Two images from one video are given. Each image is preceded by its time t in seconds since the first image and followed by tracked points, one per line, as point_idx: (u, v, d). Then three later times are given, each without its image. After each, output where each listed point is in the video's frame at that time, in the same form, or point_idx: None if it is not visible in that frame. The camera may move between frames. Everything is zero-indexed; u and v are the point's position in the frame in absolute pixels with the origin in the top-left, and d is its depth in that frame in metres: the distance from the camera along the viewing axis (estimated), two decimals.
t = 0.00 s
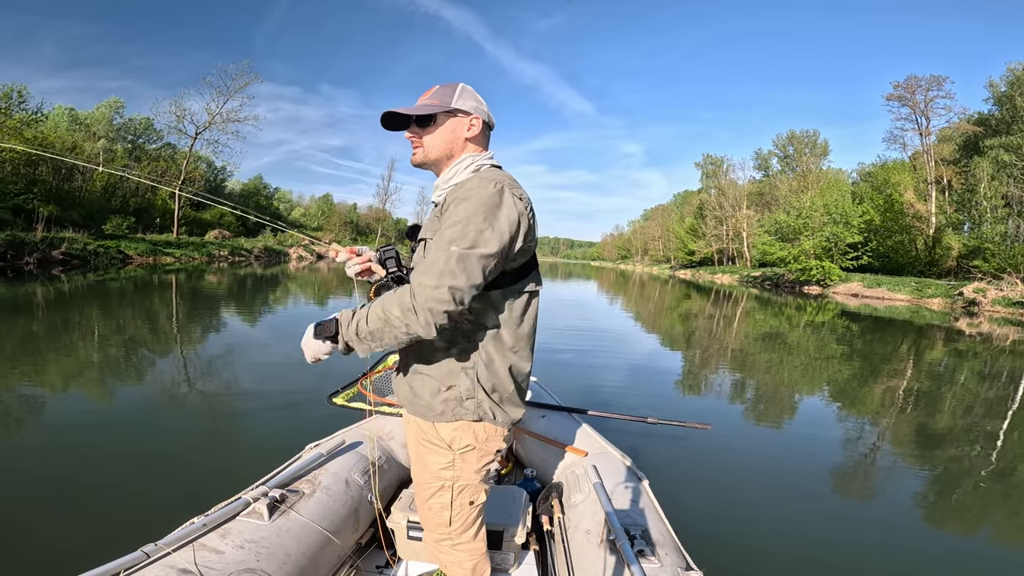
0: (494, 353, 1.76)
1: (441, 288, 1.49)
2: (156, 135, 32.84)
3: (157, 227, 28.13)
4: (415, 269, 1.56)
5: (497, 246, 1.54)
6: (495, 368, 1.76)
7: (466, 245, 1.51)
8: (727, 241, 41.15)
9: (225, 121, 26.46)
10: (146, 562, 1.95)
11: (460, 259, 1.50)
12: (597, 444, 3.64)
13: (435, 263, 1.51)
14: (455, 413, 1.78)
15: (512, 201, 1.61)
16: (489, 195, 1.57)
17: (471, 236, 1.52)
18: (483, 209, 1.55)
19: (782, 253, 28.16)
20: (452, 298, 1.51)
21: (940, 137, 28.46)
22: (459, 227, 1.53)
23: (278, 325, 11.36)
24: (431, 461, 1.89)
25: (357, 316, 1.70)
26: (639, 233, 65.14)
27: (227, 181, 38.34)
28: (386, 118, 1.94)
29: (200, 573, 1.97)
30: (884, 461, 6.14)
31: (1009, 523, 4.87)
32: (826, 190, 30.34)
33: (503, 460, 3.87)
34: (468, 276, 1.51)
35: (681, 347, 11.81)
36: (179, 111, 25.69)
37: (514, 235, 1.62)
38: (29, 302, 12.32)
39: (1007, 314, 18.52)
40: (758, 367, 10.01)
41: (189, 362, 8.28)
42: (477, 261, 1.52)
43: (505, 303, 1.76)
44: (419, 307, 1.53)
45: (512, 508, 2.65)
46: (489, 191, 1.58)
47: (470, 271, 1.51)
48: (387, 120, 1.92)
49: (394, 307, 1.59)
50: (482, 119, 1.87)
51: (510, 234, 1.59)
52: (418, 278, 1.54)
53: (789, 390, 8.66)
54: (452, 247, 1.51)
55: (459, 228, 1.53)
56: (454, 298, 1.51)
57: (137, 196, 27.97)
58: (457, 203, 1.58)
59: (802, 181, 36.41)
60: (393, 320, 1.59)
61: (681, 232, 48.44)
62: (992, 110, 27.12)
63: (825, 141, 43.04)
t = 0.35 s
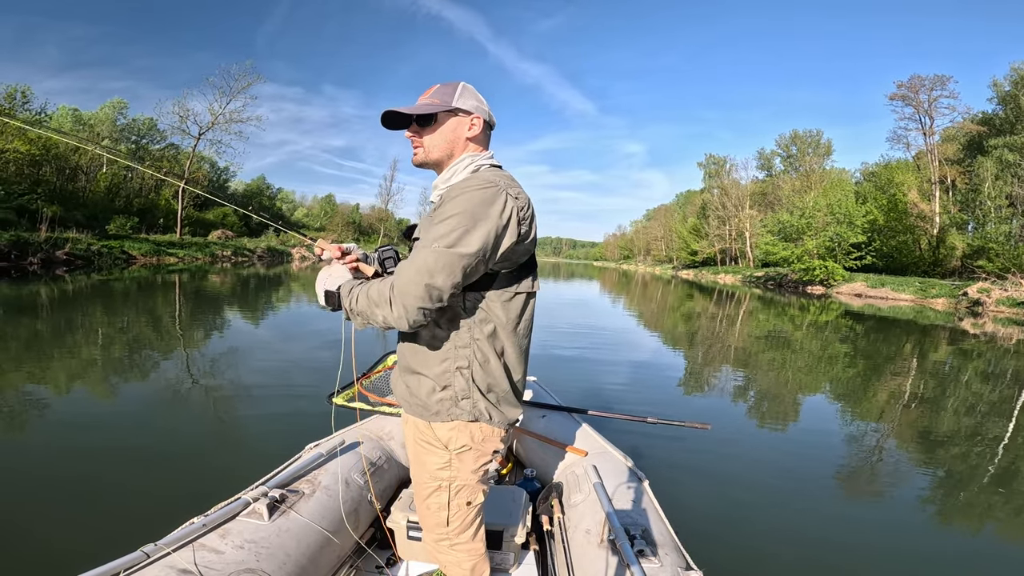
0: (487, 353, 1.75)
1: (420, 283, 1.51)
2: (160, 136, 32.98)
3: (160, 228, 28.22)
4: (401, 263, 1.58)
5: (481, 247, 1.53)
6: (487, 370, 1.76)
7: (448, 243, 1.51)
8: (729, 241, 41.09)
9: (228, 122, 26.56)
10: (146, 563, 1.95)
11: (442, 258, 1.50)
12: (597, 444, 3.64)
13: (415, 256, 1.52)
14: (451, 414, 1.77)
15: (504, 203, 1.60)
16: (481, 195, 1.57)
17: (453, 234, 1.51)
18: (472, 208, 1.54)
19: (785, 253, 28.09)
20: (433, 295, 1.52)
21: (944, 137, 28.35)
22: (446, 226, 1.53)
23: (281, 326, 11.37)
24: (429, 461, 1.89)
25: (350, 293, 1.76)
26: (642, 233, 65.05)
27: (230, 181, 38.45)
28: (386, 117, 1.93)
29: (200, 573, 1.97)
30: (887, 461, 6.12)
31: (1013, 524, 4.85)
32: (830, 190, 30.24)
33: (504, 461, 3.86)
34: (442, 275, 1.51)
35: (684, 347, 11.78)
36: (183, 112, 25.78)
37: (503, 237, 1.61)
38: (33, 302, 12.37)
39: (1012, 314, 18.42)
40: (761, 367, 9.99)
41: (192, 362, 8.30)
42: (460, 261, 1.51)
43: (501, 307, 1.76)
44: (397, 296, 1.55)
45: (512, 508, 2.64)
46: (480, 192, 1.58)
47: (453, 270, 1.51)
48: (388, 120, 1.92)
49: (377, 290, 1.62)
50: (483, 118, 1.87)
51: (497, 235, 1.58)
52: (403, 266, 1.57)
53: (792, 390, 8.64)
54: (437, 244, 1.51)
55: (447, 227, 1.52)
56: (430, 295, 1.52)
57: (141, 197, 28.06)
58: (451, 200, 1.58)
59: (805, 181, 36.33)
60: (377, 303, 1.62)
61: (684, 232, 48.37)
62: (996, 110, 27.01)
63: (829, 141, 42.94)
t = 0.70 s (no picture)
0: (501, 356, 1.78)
1: (511, 303, 1.53)
2: (161, 135, 33.02)
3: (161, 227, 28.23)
4: (479, 303, 1.53)
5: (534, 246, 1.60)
6: (508, 375, 1.80)
7: (515, 258, 1.54)
8: (730, 242, 41.09)
9: (229, 121, 26.59)
10: (145, 562, 1.95)
11: (513, 273, 1.53)
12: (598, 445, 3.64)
13: (498, 285, 1.52)
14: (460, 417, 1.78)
15: (524, 198, 1.66)
16: (508, 200, 1.60)
17: (513, 247, 1.54)
18: (509, 216, 1.57)
19: (786, 254, 28.07)
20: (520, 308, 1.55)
21: (945, 138, 28.32)
22: (498, 242, 1.54)
23: (281, 325, 11.39)
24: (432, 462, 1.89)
25: (454, 395, 1.56)
26: (642, 234, 65.03)
27: (231, 181, 38.46)
28: (385, 113, 1.93)
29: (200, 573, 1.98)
30: (888, 462, 6.11)
31: (1014, 526, 4.84)
32: (831, 191, 30.21)
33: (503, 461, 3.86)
34: (521, 285, 1.54)
35: (684, 347, 11.79)
36: (184, 111, 25.82)
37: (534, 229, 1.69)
38: (34, 301, 12.38)
39: (1013, 315, 18.36)
40: (761, 368, 9.99)
41: (193, 362, 8.28)
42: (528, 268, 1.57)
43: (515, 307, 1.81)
44: (507, 333, 1.53)
45: (512, 508, 2.64)
46: (506, 196, 1.61)
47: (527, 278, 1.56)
48: (387, 116, 1.92)
49: (476, 354, 1.53)
50: (483, 116, 1.87)
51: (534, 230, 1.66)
52: (484, 309, 1.53)
53: (792, 391, 8.64)
54: (502, 262, 1.53)
55: (499, 242, 1.54)
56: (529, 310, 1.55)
57: (142, 196, 28.07)
58: (483, 214, 1.59)
59: (806, 182, 36.30)
60: (489, 365, 1.54)
61: (685, 233, 48.38)
62: (997, 111, 26.99)
63: (830, 142, 42.93)
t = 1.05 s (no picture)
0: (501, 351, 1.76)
1: (521, 290, 1.52)
2: (166, 137, 33.23)
3: (166, 229, 28.37)
4: (487, 295, 1.53)
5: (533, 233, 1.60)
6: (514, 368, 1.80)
7: (518, 244, 1.54)
8: (734, 242, 40.98)
9: (233, 123, 26.73)
10: (146, 562, 1.95)
11: (517, 259, 1.53)
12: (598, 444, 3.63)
13: (506, 275, 1.51)
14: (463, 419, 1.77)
15: (517, 188, 1.66)
16: (504, 189, 1.60)
17: (515, 235, 1.54)
18: (508, 206, 1.56)
19: (791, 253, 27.98)
20: (529, 294, 1.55)
21: (951, 136, 28.14)
22: (499, 232, 1.53)
23: (286, 326, 11.42)
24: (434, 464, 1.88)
25: (472, 386, 1.55)
26: (646, 234, 64.90)
27: (235, 182, 38.63)
28: (378, 117, 1.93)
29: (200, 573, 1.97)
30: (894, 462, 6.07)
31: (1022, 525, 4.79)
32: (836, 190, 30.08)
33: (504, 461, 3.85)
34: (528, 272, 1.55)
35: (689, 348, 11.76)
36: (189, 112, 25.96)
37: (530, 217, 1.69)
38: (41, 303, 12.47)
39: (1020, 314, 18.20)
40: (766, 368, 9.95)
41: (198, 363, 8.31)
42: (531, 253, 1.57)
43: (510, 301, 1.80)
44: (520, 320, 1.53)
45: (512, 508, 2.63)
46: (500, 187, 1.60)
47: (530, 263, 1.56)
48: (379, 120, 1.92)
49: (491, 344, 1.52)
50: (474, 117, 1.87)
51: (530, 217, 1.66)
52: (494, 300, 1.52)
53: (798, 391, 8.59)
54: (506, 250, 1.52)
55: (501, 231, 1.53)
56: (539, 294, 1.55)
57: (147, 198, 28.23)
58: (477, 206, 1.58)
59: (810, 181, 36.16)
60: (505, 354, 1.53)
61: (689, 232, 48.28)
62: (1003, 109, 26.82)
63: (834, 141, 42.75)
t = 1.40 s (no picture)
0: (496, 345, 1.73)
1: (513, 278, 1.50)
2: (176, 138, 33.50)
3: (176, 228, 28.59)
4: (478, 280, 1.51)
5: (529, 225, 1.59)
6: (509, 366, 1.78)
7: (512, 233, 1.53)
8: (743, 242, 40.75)
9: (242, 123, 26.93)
10: (146, 562, 1.96)
11: (511, 248, 1.52)
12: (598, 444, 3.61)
13: (497, 262, 1.50)
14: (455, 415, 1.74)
15: (518, 184, 1.66)
16: (504, 183, 1.60)
17: (511, 225, 1.54)
18: (504, 197, 1.57)
19: (800, 254, 27.77)
20: (523, 283, 1.52)
21: (963, 136, 27.82)
22: (493, 220, 1.54)
23: (293, 325, 11.46)
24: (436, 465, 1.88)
25: (456, 370, 1.52)
26: (653, 234, 64.63)
27: (244, 182, 38.86)
28: (383, 120, 1.93)
29: (200, 573, 1.98)
30: (903, 465, 6.01)
31: None
32: (846, 190, 29.82)
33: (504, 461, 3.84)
34: (522, 261, 1.53)
35: (696, 348, 11.69)
36: (198, 113, 26.15)
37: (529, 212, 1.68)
38: (52, 301, 12.59)
39: None
40: (774, 369, 9.88)
41: (207, 362, 8.34)
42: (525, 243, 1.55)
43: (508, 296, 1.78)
44: (509, 307, 1.50)
45: (512, 508, 2.62)
46: (498, 181, 1.61)
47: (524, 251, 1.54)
48: (383, 123, 1.92)
49: (479, 328, 1.49)
50: (477, 121, 1.87)
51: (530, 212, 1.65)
52: (486, 285, 1.50)
53: (806, 393, 8.52)
54: (500, 238, 1.52)
55: (495, 220, 1.53)
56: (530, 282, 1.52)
57: (158, 198, 28.45)
58: (475, 197, 1.59)
59: (820, 181, 35.87)
60: (492, 338, 1.50)
61: (697, 233, 48.06)
62: (1016, 108, 26.47)
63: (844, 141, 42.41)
